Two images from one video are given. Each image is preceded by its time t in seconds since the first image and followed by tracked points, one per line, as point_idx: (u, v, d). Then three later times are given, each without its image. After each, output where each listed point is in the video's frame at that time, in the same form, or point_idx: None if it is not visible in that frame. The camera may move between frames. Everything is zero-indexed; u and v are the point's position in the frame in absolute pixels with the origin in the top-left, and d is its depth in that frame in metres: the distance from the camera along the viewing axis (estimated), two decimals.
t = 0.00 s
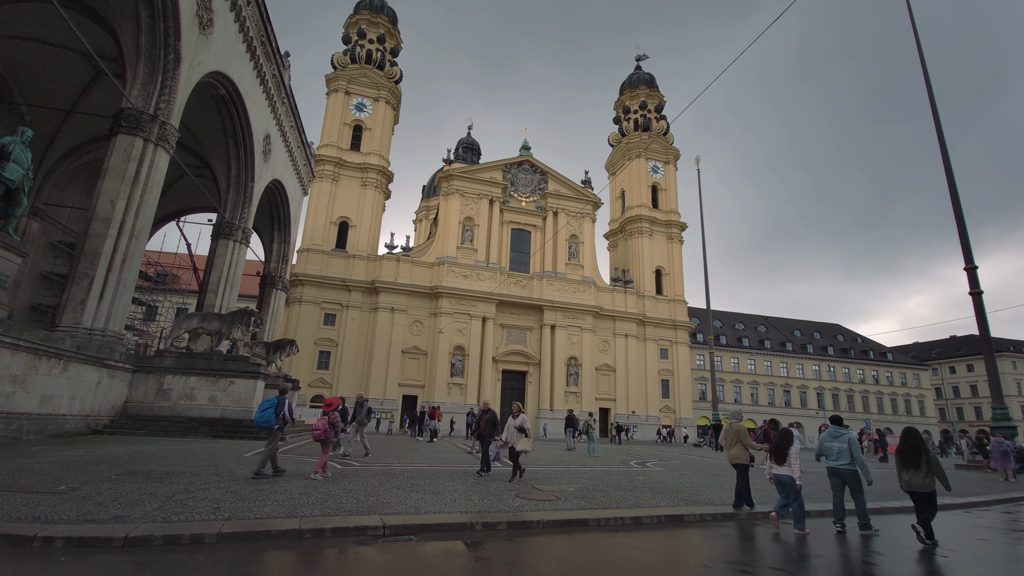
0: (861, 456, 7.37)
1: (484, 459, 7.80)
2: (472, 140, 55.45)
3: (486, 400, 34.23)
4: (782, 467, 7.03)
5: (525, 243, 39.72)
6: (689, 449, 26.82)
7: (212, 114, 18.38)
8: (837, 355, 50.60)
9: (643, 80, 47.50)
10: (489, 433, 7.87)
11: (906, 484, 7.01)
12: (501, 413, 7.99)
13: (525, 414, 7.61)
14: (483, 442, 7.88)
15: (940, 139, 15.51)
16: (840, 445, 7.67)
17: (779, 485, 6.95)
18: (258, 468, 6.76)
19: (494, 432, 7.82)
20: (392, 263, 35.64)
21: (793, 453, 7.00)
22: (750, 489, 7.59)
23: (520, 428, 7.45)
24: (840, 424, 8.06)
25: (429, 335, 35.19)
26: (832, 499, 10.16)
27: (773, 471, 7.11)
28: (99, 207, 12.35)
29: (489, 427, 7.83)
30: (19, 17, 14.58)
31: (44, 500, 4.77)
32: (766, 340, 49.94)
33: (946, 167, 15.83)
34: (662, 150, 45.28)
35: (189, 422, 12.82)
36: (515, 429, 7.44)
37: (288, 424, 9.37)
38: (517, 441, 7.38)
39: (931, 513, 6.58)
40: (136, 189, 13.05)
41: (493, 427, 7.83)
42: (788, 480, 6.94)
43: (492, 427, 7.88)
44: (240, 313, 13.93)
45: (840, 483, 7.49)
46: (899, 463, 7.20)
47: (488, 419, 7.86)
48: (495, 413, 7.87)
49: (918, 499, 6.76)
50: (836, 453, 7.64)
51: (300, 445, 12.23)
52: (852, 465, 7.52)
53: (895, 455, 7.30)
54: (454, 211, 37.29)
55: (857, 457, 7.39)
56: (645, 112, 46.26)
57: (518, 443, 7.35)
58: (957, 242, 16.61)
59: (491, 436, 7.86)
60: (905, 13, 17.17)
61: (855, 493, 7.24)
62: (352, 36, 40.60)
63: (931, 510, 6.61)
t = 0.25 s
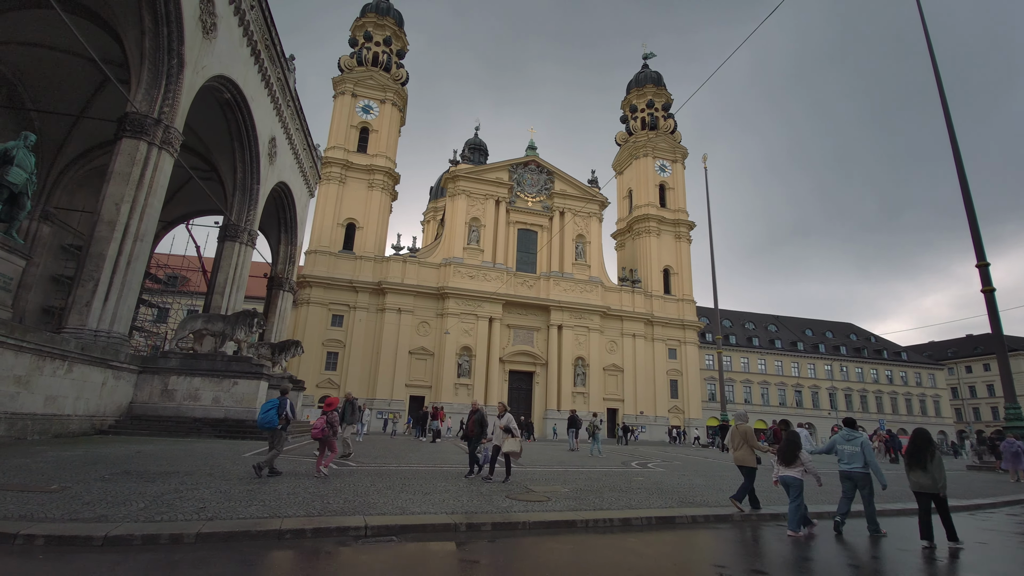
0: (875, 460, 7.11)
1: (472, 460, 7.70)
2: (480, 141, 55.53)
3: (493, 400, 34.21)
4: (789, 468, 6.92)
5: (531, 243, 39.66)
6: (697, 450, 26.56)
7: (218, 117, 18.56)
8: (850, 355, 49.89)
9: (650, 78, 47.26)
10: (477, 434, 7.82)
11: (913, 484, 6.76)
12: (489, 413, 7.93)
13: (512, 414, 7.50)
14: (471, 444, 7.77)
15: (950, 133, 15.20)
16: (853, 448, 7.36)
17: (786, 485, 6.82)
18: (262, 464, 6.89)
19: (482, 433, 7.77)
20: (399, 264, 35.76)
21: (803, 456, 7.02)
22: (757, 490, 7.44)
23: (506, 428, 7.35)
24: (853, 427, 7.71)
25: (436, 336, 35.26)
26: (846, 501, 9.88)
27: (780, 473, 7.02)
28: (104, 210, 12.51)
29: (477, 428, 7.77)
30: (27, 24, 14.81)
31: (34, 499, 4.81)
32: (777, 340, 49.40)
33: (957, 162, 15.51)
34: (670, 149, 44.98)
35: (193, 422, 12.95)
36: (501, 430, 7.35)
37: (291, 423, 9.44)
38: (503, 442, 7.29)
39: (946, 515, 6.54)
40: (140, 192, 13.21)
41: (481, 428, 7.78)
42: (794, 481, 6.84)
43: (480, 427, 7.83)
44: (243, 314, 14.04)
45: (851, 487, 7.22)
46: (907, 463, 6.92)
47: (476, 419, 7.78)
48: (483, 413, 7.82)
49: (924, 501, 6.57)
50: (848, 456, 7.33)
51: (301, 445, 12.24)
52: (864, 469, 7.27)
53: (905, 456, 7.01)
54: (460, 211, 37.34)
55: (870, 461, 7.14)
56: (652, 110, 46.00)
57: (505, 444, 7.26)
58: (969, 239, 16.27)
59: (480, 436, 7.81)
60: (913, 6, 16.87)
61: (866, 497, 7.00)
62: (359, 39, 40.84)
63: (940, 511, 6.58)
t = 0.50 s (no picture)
0: (887, 458, 7.02)
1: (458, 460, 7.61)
2: (487, 142, 55.59)
3: (500, 401, 34.18)
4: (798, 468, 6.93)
5: (538, 244, 39.59)
6: (705, 450, 26.31)
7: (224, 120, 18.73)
8: (863, 354, 49.18)
9: (657, 77, 47.01)
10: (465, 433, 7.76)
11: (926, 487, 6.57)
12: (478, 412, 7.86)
13: (496, 413, 7.34)
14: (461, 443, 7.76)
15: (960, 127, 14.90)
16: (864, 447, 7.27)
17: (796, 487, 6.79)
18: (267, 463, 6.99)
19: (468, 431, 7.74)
20: (406, 265, 35.87)
21: (811, 457, 6.92)
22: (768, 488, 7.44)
23: (490, 427, 7.22)
24: (863, 426, 7.63)
25: (443, 337, 35.32)
26: (853, 502, 9.69)
27: (790, 474, 6.97)
28: (111, 213, 12.68)
29: (464, 425, 7.76)
30: (35, 31, 15.06)
31: (25, 497, 4.87)
32: (788, 339, 48.84)
33: (967, 157, 15.20)
34: (678, 147, 44.70)
35: (197, 422, 13.08)
36: (484, 429, 7.25)
37: (293, 423, 9.49)
38: (486, 441, 7.18)
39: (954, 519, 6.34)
40: (146, 195, 13.37)
41: (468, 426, 7.75)
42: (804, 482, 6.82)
43: (468, 425, 7.80)
44: (247, 315, 14.16)
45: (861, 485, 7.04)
46: (919, 464, 6.73)
47: (464, 417, 7.79)
48: (471, 411, 7.77)
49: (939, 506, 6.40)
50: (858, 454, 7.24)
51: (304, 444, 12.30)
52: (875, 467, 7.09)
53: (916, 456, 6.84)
54: (467, 212, 37.39)
55: (883, 460, 7.05)
56: (659, 109, 45.74)
57: (487, 443, 7.15)
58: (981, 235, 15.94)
59: (467, 434, 7.79)
60: None
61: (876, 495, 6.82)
62: (365, 42, 41.08)
63: (951, 516, 6.39)
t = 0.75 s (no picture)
0: (897, 460, 6.78)
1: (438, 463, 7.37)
2: (494, 143, 55.58)
3: (507, 401, 34.12)
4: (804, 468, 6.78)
5: (545, 243, 39.49)
6: (713, 451, 26.03)
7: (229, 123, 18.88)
8: (876, 354, 48.45)
9: (664, 75, 46.73)
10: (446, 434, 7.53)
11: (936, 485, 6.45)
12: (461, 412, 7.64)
13: (480, 411, 7.22)
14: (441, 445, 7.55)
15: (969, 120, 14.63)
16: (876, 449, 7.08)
17: (802, 486, 6.69)
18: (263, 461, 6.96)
19: (450, 431, 7.48)
20: (413, 266, 35.97)
21: (816, 457, 6.73)
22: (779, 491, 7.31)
23: (473, 426, 7.09)
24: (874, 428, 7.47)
25: (449, 337, 35.36)
26: (858, 503, 9.48)
27: (798, 474, 6.85)
28: (115, 216, 12.82)
29: (446, 427, 7.49)
30: (44, 36, 15.30)
31: (12, 495, 4.89)
32: (799, 339, 48.27)
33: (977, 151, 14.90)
34: (685, 146, 44.38)
35: (200, 422, 13.19)
36: (468, 428, 7.10)
37: (296, 423, 9.54)
38: (469, 439, 7.03)
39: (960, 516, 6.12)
40: (150, 198, 13.51)
41: (450, 426, 7.51)
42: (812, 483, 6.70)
43: (451, 426, 7.56)
44: (250, 316, 14.26)
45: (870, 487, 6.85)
46: (929, 464, 6.64)
47: (446, 419, 7.53)
48: (454, 410, 7.55)
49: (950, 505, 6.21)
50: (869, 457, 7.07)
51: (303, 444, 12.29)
52: (886, 469, 6.89)
53: (926, 456, 6.76)
54: (473, 212, 37.43)
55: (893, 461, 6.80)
56: (666, 107, 45.45)
57: (470, 442, 6.99)
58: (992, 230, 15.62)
59: (449, 436, 7.54)
60: None
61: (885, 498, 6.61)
62: (372, 44, 41.29)
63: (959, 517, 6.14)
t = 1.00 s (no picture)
0: (905, 460, 6.55)
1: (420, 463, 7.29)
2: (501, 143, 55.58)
3: (513, 401, 34.10)
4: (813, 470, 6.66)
5: (551, 243, 39.42)
6: (720, 451, 25.84)
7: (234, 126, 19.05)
8: (888, 353, 47.78)
9: (671, 73, 46.44)
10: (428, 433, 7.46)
11: (945, 488, 6.35)
12: (444, 412, 7.54)
13: (463, 413, 7.21)
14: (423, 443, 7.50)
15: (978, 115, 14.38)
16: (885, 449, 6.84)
17: (813, 490, 6.55)
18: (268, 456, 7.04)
19: (433, 431, 7.41)
20: (419, 267, 36.07)
21: (826, 458, 6.59)
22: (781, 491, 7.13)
23: (456, 428, 7.05)
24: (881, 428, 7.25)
25: (456, 338, 35.40)
26: (861, 504, 9.30)
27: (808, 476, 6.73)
28: (120, 218, 12.96)
29: (429, 426, 7.41)
30: (51, 42, 15.53)
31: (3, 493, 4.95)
32: (810, 338, 47.75)
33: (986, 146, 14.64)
34: (693, 144, 44.08)
35: (204, 422, 13.32)
36: (450, 429, 7.04)
37: (301, 423, 9.58)
38: (451, 442, 6.96)
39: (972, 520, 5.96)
40: (153, 200, 13.66)
41: (433, 426, 7.43)
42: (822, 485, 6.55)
43: (434, 425, 7.47)
44: (253, 317, 14.40)
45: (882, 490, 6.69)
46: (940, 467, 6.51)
47: (429, 417, 7.45)
48: (438, 410, 7.47)
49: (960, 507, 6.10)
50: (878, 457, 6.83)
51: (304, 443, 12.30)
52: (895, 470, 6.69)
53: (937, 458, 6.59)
54: (478, 213, 37.46)
55: (901, 462, 6.58)
56: (673, 105, 45.16)
57: (452, 445, 6.91)
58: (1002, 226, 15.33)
59: (432, 435, 7.47)
60: None
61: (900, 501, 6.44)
62: (378, 46, 41.46)
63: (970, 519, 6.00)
